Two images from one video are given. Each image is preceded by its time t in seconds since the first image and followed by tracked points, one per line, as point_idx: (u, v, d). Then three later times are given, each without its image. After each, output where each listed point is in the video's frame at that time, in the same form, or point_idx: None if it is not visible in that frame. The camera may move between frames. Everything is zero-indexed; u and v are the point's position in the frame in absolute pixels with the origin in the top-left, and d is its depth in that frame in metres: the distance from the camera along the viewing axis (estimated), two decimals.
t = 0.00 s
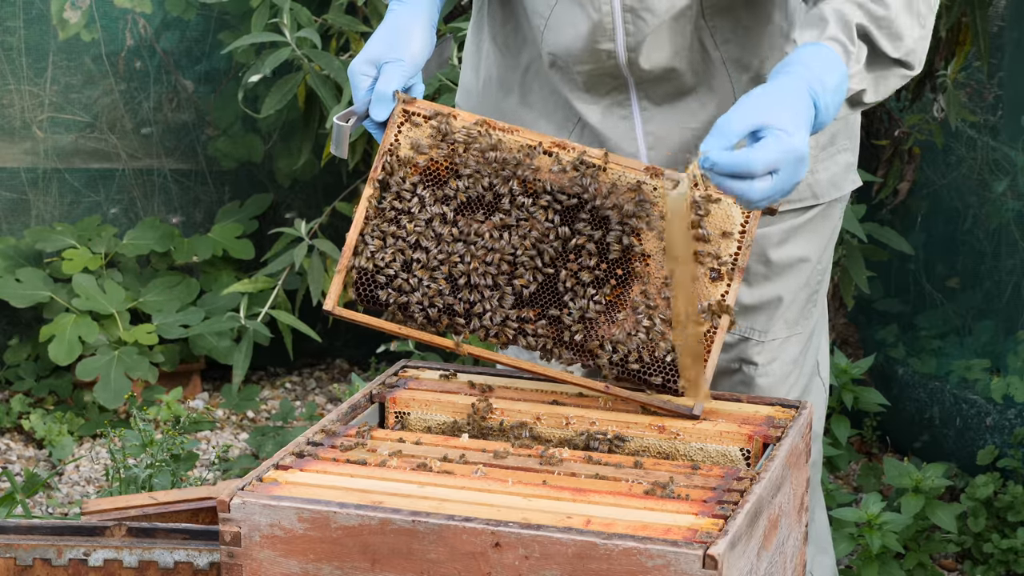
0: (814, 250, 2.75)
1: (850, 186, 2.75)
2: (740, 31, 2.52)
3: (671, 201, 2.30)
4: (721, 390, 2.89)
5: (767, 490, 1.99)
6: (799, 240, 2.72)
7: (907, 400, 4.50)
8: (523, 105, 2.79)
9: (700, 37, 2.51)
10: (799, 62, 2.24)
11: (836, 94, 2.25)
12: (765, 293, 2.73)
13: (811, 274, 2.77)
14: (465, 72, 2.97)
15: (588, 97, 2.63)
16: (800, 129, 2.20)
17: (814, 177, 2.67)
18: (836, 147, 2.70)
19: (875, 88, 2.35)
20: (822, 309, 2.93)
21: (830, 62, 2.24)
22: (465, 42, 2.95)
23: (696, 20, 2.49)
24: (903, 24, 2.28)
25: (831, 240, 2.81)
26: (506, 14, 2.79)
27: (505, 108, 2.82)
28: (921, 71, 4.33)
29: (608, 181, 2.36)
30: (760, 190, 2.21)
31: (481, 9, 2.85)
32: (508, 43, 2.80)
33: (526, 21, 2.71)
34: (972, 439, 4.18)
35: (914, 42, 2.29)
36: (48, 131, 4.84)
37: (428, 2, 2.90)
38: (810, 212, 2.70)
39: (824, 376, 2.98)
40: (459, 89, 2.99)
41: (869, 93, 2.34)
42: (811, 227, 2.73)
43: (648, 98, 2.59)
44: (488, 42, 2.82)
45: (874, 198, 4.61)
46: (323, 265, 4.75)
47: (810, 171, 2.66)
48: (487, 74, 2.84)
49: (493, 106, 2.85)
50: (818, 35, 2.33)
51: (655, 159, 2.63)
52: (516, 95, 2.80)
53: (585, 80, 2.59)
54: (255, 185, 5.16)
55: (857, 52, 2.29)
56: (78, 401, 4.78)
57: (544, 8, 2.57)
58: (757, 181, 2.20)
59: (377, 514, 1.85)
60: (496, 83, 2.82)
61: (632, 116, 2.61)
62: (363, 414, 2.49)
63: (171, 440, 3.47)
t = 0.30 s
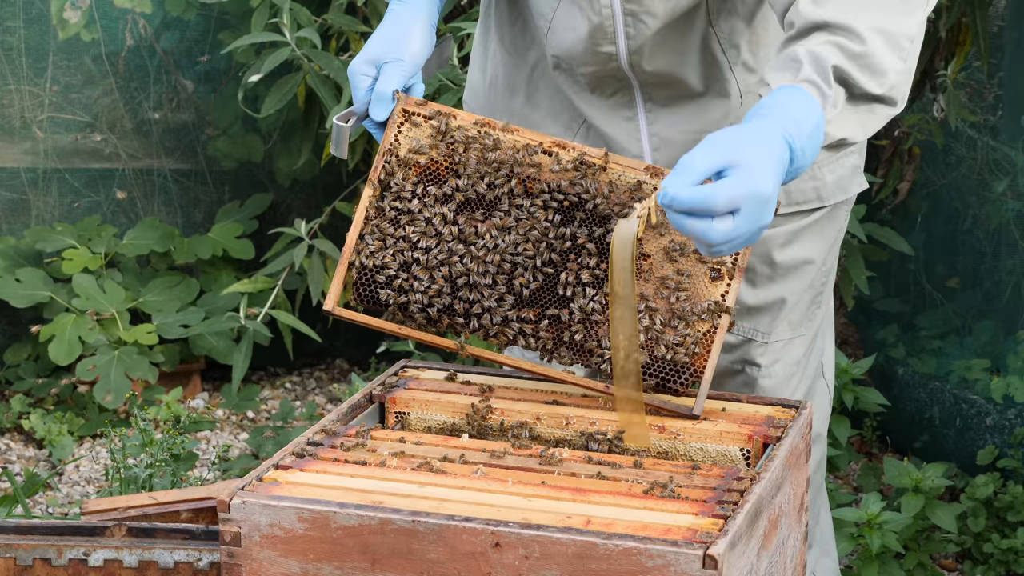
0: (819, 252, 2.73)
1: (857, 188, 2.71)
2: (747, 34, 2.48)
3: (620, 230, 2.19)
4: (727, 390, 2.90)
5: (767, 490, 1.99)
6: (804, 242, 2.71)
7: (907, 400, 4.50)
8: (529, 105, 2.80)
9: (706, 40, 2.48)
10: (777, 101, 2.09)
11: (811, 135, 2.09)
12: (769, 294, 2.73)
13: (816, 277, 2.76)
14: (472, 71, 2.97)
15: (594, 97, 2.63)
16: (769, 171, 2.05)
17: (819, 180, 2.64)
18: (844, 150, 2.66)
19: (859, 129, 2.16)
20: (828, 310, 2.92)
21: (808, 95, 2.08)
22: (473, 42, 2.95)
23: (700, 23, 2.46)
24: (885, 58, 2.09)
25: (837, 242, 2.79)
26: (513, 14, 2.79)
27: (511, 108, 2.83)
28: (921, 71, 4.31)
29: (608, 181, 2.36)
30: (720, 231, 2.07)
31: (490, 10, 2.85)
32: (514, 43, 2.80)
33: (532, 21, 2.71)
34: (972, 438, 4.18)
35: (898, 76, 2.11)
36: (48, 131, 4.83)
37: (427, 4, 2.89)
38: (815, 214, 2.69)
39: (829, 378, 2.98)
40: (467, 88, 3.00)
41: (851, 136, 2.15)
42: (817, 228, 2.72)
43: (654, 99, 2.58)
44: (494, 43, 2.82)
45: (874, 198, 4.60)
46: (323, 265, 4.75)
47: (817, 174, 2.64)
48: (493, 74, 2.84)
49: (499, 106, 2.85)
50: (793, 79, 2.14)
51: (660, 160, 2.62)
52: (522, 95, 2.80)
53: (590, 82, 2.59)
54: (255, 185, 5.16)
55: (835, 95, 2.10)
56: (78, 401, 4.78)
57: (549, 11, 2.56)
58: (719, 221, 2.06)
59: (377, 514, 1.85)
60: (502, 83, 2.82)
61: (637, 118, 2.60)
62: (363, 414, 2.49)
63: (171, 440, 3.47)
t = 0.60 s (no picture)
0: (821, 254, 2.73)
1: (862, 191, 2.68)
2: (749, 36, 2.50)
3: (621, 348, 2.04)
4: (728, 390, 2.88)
5: (767, 490, 1.99)
6: (806, 243, 2.70)
7: (907, 400, 4.49)
8: (533, 105, 2.78)
9: (710, 43, 2.48)
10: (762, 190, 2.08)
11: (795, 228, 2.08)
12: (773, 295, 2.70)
13: (818, 279, 2.75)
14: (478, 69, 2.97)
15: (596, 99, 2.62)
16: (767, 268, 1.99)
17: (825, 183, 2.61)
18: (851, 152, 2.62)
19: (853, 171, 2.25)
20: (830, 312, 2.91)
21: (791, 181, 2.10)
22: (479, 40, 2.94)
23: (703, 25, 2.45)
24: (865, 99, 2.19)
25: (840, 244, 2.77)
26: (519, 14, 2.76)
27: (514, 108, 2.81)
28: (921, 71, 4.30)
29: (607, 180, 2.37)
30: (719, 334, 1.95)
31: (495, 8, 2.84)
32: (520, 42, 2.77)
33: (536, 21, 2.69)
34: (972, 438, 4.18)
35: (881, 114, 2.20)
36: (47, 131, 4.83)
37: (428, 5, 2.89)
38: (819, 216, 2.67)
39: (831, 379, 2.97)
40: (472, 85, 2.99)
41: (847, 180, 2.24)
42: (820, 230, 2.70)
43: (657, 101, 2.57)
44: (500, 41, 2.80)
45: (874, 198, 4.60)
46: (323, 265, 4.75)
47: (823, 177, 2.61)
48: (499, 73, 2.83)
49: (504, 105, 2.84)
50: (778, 139, 2.22)
51: (662, 161, 2.61)
52: (526, 95, 2.79)
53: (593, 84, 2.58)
54: (255, 185, 5.17)
55: (823, 152, 2.18)
56: (78, 402, 4.78)
57: (550, 12, 2.55)
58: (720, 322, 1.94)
59: (377, 514, 1.85)
60: (507, 82, 2.81)
61: (640, 119, 2.59)
62: (363, 414, 2.50)
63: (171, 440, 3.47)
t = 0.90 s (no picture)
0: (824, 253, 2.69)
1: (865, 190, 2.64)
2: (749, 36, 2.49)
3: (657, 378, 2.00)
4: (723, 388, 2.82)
5: (767, 490, 1.99)
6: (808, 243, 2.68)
7: (907, 400, 4.49)
8: (533, 106, 2.78)
9: (709, 43, 2.47)
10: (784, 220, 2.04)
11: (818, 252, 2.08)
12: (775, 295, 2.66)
13: (820, 278, 2.71)
14: (477, 70, 2.96)
15: (596, 98, 2.62)
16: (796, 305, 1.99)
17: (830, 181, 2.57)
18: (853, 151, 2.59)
19: (863, 187, 2.20)
20: (831, 310, 2.92)
21: (816, 206, 2.05)
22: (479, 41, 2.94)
23: (702, 26, 2.45)
24: (881, 118, 2.12)
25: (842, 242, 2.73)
26: (519, 14, 2.77)
27: (514, 109, 2.81)
28: (921, 71, 4.31)
29: (606, 181, 2.37)
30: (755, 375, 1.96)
31: (495, 9, 2.84)
32: (519, 43, 2.78)
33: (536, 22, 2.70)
34: (972, 438, 4.19)
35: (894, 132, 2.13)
36: (47, 131, 4.83)
37: (427, 6, 2.89)
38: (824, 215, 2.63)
39: (830, 377, 2.98)
40: (472, 87, 2.99)
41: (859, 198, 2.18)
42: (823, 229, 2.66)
43: (656, 100, 2.57)
44: (501, 42, 2.80)
45: (874, 198, 4.59)
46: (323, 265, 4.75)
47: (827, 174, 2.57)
48: (499, 73, 2.83)
49: (503, 105, 2.83)
50: (794, 166, 2.12)
51: (662, 162, 2.60)
52: (526, 96, 2.79)
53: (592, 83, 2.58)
54: (255, 185, 5.16)
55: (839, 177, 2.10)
56: (78, 402, 4.78)
57: (550, 13, 2.56)
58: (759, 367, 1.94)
59: (377, 514, 1.85)
60: (507, 83, 2.81)
61: (640, 119, 2.59)
62: (363, 414, 2.50)
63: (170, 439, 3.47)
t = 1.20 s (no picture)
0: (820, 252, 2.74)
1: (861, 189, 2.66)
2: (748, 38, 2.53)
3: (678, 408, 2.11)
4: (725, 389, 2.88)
5: (767, 490, 1.99)
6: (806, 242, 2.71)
7: (907, 400, 4.49)
8: (532, 106, 2.78)
9: (709, 44, 2.49)
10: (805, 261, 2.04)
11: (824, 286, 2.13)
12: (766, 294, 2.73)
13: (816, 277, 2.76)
14: (476, 70, 2.95)
15: (595, 99, 2.61)
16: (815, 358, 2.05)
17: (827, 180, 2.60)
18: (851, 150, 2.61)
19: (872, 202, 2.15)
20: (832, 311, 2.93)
21: (836, 248, 2.04)
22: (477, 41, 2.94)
23: (702, 27, 2.46)
24: (884, 136, 2.05)
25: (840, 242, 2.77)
26: (517, 14, 2.77)
27: (513, 109, 2.80)
28: (921, 71, 4.31)
29: (605, 182, 2.38)
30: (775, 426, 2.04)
31: (494, 9, 2.85)
32: (518, 43, 2.78)
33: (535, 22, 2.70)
34: (972, 438, 4.19)
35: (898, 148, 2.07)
36: (47, 131, 4.83)
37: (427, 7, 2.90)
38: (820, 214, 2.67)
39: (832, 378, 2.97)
40: (470, 88, 2.98)
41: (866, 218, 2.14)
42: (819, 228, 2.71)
43: (655, 101, 2.56)
44: (498, 42, 2.80)
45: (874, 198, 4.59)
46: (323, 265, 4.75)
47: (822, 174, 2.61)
48: (497, 73, 2.82)
49: (501, 106, 2.83)
50: (804, 201, 2.07)
51: (661, 162, 2.60)
52: (525, 96, 2.78)
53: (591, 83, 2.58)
54: (255, 185, 5.16)
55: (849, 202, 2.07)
56: (78, 402, 4.78)
57: (549, 14, 2.56)
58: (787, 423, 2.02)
59: (377, 514, 1.85)
60: (505, 83, 2.80)
61: (639, 119, 2.58)
62: (363, 414, 2.50)
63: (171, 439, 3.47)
